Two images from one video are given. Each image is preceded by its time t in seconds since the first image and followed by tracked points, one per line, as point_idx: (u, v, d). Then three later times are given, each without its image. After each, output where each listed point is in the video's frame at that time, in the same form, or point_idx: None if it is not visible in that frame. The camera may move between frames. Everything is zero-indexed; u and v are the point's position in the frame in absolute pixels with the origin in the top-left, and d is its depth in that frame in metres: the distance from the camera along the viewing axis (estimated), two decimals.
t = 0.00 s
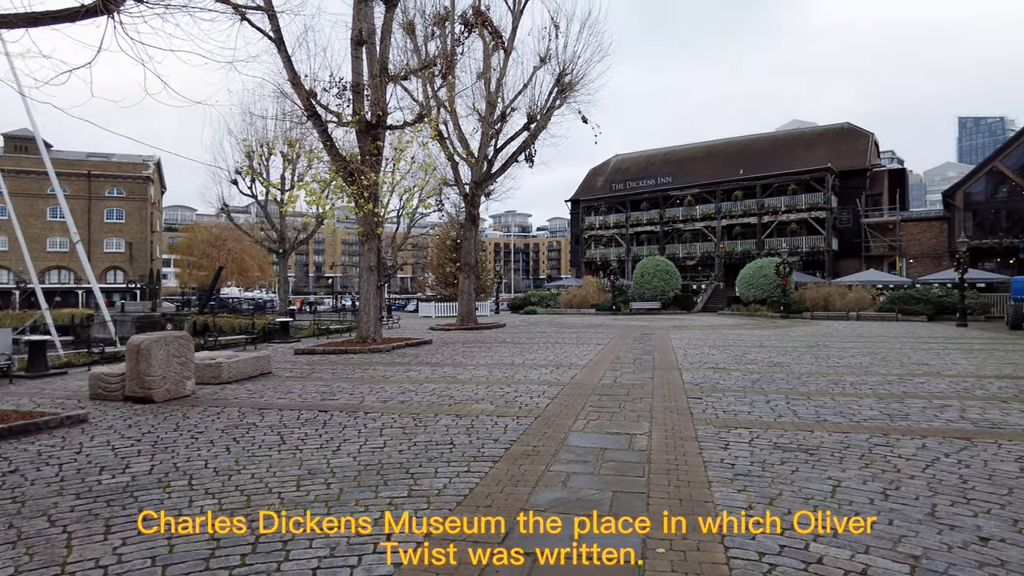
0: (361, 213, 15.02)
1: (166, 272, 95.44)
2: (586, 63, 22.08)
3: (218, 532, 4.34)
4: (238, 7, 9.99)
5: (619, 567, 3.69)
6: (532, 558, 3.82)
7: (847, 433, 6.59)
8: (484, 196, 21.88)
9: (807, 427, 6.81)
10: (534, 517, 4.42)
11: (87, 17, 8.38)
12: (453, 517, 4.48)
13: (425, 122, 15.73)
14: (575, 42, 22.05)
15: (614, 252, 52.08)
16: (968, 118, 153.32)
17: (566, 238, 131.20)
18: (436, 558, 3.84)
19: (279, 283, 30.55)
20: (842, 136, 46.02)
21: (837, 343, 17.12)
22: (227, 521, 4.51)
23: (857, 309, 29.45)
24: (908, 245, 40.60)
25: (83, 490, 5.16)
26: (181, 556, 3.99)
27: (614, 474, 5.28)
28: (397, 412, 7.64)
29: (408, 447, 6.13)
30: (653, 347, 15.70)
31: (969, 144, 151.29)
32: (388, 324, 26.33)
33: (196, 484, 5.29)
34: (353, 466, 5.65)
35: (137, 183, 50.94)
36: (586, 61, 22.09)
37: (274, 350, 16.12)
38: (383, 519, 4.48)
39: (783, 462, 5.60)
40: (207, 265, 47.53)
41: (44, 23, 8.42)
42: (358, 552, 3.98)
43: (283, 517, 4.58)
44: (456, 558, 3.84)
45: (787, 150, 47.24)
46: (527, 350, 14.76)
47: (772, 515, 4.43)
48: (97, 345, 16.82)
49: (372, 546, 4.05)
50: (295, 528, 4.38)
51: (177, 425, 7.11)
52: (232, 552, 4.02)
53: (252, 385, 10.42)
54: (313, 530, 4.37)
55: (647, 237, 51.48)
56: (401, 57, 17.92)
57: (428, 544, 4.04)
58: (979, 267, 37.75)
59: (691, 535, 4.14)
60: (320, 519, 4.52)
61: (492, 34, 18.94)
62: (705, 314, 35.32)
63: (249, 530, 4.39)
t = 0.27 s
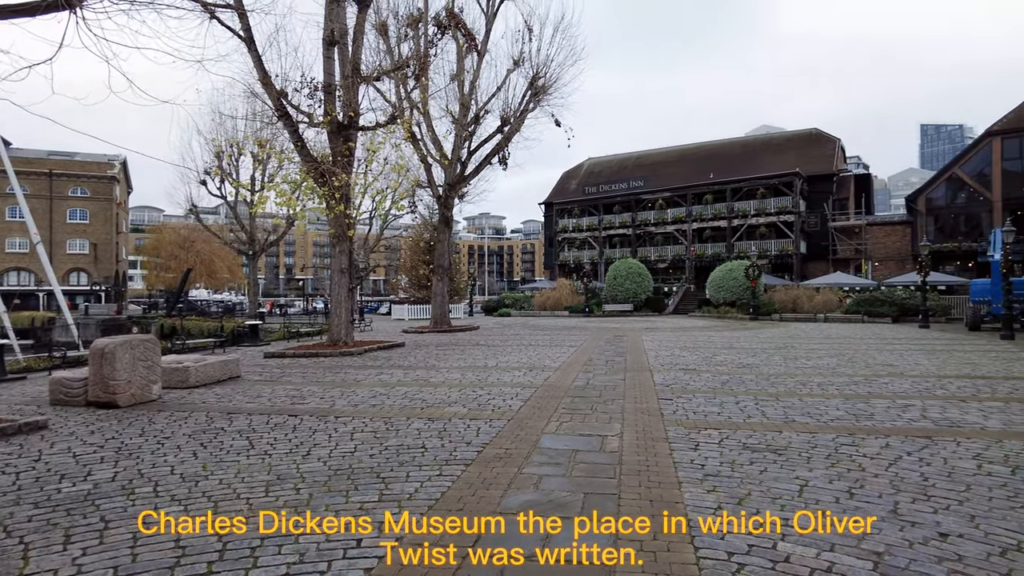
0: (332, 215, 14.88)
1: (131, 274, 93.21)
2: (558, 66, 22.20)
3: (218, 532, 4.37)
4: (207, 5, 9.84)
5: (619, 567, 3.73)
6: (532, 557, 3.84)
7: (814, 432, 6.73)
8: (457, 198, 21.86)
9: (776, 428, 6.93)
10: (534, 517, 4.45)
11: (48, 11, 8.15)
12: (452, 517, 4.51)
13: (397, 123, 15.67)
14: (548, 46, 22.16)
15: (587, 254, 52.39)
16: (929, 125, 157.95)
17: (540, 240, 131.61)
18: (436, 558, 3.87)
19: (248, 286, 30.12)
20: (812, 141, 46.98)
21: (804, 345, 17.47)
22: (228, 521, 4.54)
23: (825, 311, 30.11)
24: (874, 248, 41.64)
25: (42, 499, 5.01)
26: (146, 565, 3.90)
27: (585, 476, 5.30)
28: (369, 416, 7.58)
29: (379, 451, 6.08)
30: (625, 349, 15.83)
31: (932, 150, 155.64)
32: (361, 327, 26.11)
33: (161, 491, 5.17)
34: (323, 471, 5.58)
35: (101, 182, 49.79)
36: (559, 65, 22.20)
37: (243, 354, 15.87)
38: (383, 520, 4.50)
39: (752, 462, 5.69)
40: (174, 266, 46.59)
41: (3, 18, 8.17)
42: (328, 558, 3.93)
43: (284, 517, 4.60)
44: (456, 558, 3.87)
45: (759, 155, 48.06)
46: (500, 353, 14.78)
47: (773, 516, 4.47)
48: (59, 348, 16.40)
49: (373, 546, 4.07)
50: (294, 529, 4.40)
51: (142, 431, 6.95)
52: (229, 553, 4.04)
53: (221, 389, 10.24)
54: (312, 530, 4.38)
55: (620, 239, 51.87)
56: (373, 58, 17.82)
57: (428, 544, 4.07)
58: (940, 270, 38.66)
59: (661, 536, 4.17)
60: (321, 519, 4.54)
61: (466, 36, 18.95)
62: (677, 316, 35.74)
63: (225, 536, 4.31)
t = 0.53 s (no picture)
0: (303, 215, 14.70)
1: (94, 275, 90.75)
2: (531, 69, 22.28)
3: (216, 532, 4.37)
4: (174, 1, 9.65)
5: (617, 567, 3.75)
6: (532, 557, 3.87)
7: (781, 432, 6.85)
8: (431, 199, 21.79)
9: (745, 428, 7.04)
10: (533, 517, 4.48)
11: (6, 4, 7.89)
12: (452, 516, 4.53)
13: (370, 124, 15.58)
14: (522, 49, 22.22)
15: (561, 256, 52.60)
16: (893, 131, 162.12)
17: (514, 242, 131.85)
18: (436, 557, 3.87)
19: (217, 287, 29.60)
20: (781, 146, 47.90)
21: (773, 346, 17.80)
22: (227, 521, 4.55)
23: (793, 313, 30.77)
24: (840, 251, 42.23)
25: None
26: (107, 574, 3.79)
27: (557, 477, 5.32)
28: (340, 419, 7.50)
29: (350, 455, 6.02)
30: (597, 351, 15.95)
31: (897, 156, 159.85)
32: (332, 329, 25.86)
33: (124, 498, 5.05)
34: (292, 475, 5.50)
35: (64, 181, 48.52)
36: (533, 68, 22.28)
37: (211, 357, 15.60)
38: (383, 519, 4.52)
39: (721, 462, 5.77)
40: (140, 267, 45.56)
41: None
42: (297, 563, 3.87)
43: (283, 517, 4.60)
44: (456, 557, 3.88)
45: (730, 159, 48.82)
46: (473, 355, 14.76)
47: (773, 516, 4.50)
48: (16, 352, 15.91)
49: (372, 546, 4.07)
50: (294, 529, 4.39)
51: (105, 436, 6.78)
52: (224, 552, 4.04)
53: (188, 393, 10.04)
54: (312, 530, 4.38)
55: (592, 242, 52.16)
56: (345, 58, 17.68)
57: (428, 544, 4.07)
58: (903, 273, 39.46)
59: (632, 536, 4.19)
60: (320, 519, 4.54)
61: (439, 37, 18.92)
62: (648, 318, 36.11)
63: (199, 541, 4.24)
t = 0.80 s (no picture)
0: (273, 216, 14.51)
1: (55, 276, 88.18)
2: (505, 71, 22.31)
3: (217, 532, 4.37)
4: None
5: (619, 567, 3.77)
6: (532, 558, 3.88)
7: (750, 432, 6.95)
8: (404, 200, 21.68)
9: (715, 428, 7.15)
10: (533, 518, 4.50)
11: None
12: (452, 516, 4.54)
13: (342, 124, 15.45)
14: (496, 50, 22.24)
15: (534, 258, 52.65)
16: (859, 136, 166.41)
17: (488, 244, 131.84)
18: (435, 558, 3.87)
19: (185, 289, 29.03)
20: (751, 149, 48.73)
21: (743, 347, 18.08)
22: (226, 521, 4.54)
23: (762, 314, 31.44)
24: (807, 253, 43.27)
25: None
26: None
27: (530, 479, 5.33)
28: (311, 422, 7.41)
29: (321, 458, 5.95)
30: (570, 352, 16.03)
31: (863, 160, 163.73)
32: (303, 331, 25.57)
33: (87, 505, 4.91)
34: (262, 479, 5.41)
35: (24, 179, 47.20)
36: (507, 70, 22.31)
37: (178, 359, 15.30)
38: (383, 520, 4.52)
39: (692, 462, 5.82)
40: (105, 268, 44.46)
41: None
42: (266, 569, 3.80)
43: (283, 517, 4.61)
44: (456, 558, 3.87)
45: (703, 162, 49.52)
46: (446, 357, 14.72)
47: (773, 516, 4.51)
48: None
49: (372, 546, 4.06)
50: (294, 529, 4.39)
51: (67, 442, 6.59)
52: (221, 552, 4.05)
53: (155, 396, 9.83)
54: (312, 530, 4.38)
55: (565, 244, 52.33)
56: (317, 58, 17.50)
57: (428, 544, 4.07)
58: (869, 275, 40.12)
59: (603, 537, 4.20)
60: (319, 519, 4.55)
61: (413, 38, 18.85)
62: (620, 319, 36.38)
63: (196, 541, 4.23)
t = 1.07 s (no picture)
0: (242, 217, 14.28)
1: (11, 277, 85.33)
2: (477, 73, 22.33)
3: (217, 532, 4.36)
4: None
5: (618, 567, 3.78)
6: (532, 557, 3.89)
7: (718, 432, 7.05)
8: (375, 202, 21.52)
9: (684, 428, 7.26)
10: (533, 518, 4.53)
11: None
12: (452, 517, 4.55)
13: (312, 124, 15.29)
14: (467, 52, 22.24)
15: (506, 260, 52.54)
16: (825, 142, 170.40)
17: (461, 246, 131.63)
18: (436, 558, 3.87)
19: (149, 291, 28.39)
20: (720, 154, 49.54)
21: (711, 348, 18.36)
22: (226, 521, 4.53)
23: (731, 315, 32.09)
24: (773, 256, 43.65)
25: None
26: None
27: (499, 481, 5.32)
28: (279, 426, 7.30)
29: (289, 463, 5.86)
30: (541, 353, 16.10)
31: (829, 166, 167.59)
32: (271, 334, 25.19)
33: (43, 514, 4.75)
34: (228, 485, 5.31)
35: None
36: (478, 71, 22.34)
37: (140, 363, 14.96)
38: (382, 520, 4.52)
39: (661, 463, 5.88)
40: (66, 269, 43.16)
41: None
42: None
43: (282, 517, 4.61)
44: (456, 558, 3.87)
45: (675, 166, 50.17)
46: (418, 359, 14.65)
47: (772, 516, 4.51)
48: None
49: (372, 546, 4.06)
50: (294, 529, 4.39)
51: (23, 449, 6.37)
52: (218, 554, 4.03)
53: (117, 401, 9.59)
54: (312, 530, 4.38)
55: (538, 246, 52.40)
56: (286, 57, 17.30)
57: (428, 545, 4.06)
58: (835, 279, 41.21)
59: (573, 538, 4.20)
60: (320, 519, 4.55)
61: (384, 38, 18.76)
62: (591, 321, 36.59)
63: (160, 549, 4.12)
